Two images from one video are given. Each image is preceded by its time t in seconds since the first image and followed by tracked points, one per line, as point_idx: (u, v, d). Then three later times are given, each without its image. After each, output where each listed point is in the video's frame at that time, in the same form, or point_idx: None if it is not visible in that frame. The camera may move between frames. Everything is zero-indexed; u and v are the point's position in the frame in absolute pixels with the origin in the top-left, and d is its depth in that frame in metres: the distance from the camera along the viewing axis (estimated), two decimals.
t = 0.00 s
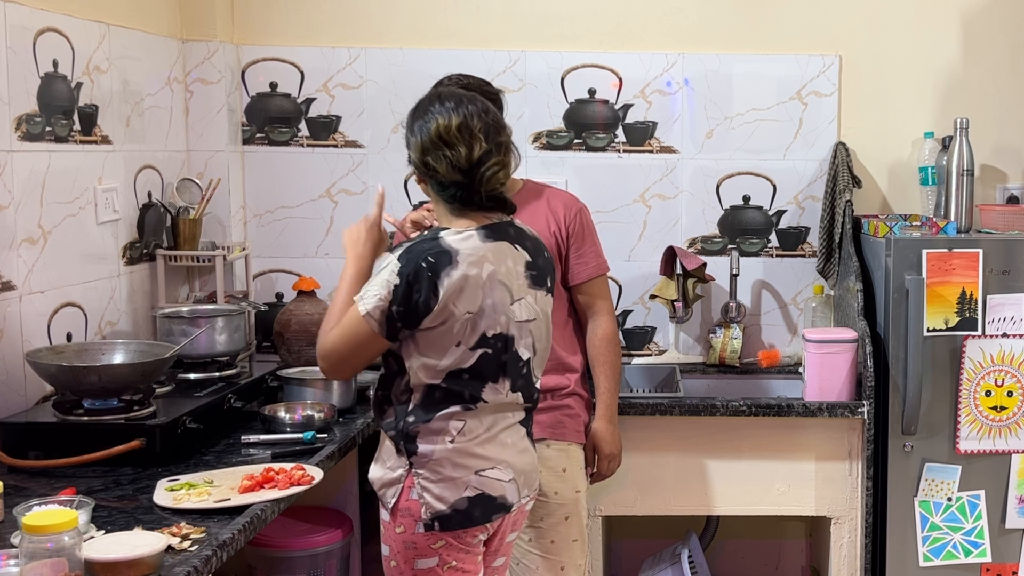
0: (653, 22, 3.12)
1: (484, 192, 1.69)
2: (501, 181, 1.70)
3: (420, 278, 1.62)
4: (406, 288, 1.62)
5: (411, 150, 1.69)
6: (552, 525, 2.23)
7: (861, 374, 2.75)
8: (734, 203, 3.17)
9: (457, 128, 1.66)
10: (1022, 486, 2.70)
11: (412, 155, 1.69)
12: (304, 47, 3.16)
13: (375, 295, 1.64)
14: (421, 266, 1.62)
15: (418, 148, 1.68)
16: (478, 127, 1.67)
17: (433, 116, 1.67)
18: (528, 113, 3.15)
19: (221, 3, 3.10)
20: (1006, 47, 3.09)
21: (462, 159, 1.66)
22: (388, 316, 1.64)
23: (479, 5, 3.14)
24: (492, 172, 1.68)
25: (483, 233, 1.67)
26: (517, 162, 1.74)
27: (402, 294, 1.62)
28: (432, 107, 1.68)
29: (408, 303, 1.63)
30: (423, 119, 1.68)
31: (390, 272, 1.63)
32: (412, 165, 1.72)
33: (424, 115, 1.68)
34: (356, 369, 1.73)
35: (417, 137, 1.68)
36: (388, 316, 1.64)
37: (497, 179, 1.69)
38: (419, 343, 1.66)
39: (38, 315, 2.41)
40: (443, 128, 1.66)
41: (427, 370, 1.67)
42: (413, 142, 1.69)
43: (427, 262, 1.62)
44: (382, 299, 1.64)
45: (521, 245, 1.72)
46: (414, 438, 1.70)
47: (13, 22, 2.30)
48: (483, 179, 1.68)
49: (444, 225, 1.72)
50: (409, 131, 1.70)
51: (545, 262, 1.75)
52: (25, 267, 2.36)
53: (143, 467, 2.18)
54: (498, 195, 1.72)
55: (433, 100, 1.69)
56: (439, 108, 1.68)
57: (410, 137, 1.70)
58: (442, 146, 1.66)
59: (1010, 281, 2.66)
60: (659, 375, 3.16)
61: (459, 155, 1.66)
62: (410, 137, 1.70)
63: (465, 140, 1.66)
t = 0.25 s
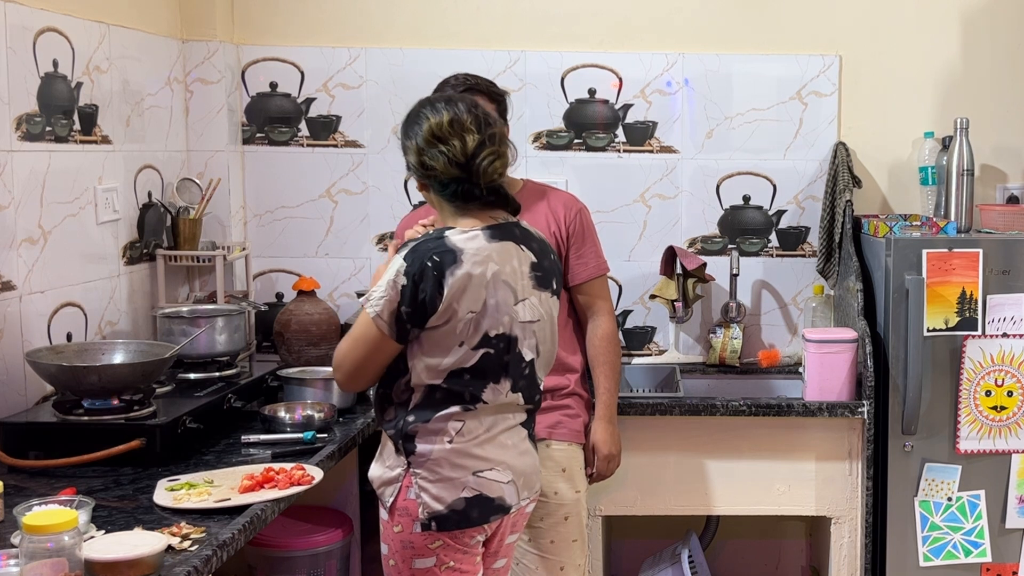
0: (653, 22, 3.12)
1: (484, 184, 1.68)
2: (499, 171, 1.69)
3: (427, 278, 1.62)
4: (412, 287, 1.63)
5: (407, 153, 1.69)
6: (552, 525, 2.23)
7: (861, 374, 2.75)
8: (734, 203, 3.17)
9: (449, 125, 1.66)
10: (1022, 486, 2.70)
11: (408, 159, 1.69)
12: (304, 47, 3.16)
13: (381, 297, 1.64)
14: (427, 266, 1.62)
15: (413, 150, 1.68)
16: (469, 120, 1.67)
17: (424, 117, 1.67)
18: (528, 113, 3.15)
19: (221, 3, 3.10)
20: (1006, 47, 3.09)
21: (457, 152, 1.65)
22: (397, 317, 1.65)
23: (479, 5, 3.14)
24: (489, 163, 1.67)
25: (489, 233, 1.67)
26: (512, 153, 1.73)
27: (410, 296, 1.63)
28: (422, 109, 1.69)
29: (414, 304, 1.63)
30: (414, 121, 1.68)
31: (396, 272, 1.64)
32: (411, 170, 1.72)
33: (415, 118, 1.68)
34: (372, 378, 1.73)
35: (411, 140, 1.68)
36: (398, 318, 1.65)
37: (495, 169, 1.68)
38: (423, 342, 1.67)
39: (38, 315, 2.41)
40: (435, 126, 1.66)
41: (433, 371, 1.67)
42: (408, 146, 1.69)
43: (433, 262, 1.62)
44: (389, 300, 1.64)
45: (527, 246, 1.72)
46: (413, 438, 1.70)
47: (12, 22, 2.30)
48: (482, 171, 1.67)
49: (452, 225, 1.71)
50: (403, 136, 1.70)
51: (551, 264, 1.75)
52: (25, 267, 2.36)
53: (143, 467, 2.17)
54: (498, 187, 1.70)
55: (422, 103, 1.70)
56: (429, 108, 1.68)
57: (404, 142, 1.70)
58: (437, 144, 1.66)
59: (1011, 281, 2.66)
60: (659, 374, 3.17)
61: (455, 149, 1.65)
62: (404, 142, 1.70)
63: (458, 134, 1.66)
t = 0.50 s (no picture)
0: (653, 22, 3.12)
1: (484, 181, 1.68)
2: (498, 166, 1.68)
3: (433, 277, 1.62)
4: (417, 287, 1.62)
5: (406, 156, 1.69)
6: (553, 525, 2.23)
7: (861, 374, 2.75)
8: (734, 203, 3.17)
9: (447, 125, 1.66)
10: (1022, 486, 2.70)
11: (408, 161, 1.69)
12: (304, 47, 3.16)
13: (387, 299, 1.64)
14: (433, 265, 1.62)
15: (413, 152, 1.68)
16: (465, 118, 1.66)
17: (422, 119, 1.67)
18: (528, 113, 3.15)
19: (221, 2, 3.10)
20: (1006, 47, 3.09)
21: (455, 150, 1.65)
22: (404, 319, 1.64)
23: (479, 5, 3.14)
24: (488, 160, 1.67)
25: (493, 232, 1.67)
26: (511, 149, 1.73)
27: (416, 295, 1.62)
28: (420, 112, 1.69)
29: (421, 304, 1.63)
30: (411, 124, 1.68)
31: (401, 272, 1.64)
32: (412, 174, 1.72)
33: (414, 121, 1.69)
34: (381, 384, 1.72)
35: (410, 142, 1.68)
36: (404, 319, 1.64)
37: (494, 165, 1.67)
38: (429, 342, 1.66)
39: (38, 315, 2.41)
40: (433, 127, 1.66)
41: (439, 371, 1.67)
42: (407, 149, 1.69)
43: (438, 262, 1.62)
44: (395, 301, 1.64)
45: (530, 245, 1.72)
46: (417, 439, 1.70)
47: (12, 22, 2.30)
48: (481, 168, 1.67)
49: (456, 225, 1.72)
50: (403, 140, 1.71)
51: (554, 264, 1.75)
52: (25, 267, 2.36)
53: (143, 467, 2.17)
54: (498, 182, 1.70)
55: (420, 107, 1.70)
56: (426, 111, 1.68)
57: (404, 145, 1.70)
58: (435, 144, 1.66)
59: (1011, 281, 2.66)
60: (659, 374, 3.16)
61: (452, 146, 1.65)
62: (404, 145, 1.70)
63: (455, 133, 1.65)
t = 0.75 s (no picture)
0: (653, 22, 3.12)
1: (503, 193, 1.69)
2: (519, 182, 1.71)
3: (428, 274, 1.62)
4: (414, 284, 1.63)
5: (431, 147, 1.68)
6: (553, 525, 2.23)
7: (861, 374, 2.75)
8: (734, 203, 3.17)
9: (484, 129, 1.66)
10: (1022, 486, 2.70)
11: (432, 152, 1.68)
12: (304, 47, 3.16)
13: (382, 293, 1.64)
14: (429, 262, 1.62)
15: (441, 146, 1.66)
16: (502, 129, 1.67)
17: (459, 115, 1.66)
18: (528, 113, 3.15)
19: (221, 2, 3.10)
20: (1006, 47, 3.09)
21: (486, 159, 1.66)
22: (396, 314, 1.65)
23: (479, 5, 3.14)
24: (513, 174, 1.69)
25: (492, 232, 1.67)
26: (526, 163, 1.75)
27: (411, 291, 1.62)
28: (454, 106, 1.67)
29: (416, 300, 1.63)
30: (448, 114, 1.67)
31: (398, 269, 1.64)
32: (428, 163, 1.70)
33: (448, 114, 1.67)
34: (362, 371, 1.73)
35: (439, 134, 1.67)
36: (397, 315, 1.65)
37: (516, 180, 1.70)
38: (426, 340, 1.66)
39: (38, 315, 2.41)
40: (469, 127, 1.65)
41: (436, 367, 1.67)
42: (434, 141, 1.67)
43: (434, 259, 1.62)
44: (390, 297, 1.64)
45: (529, 246, 1.71)
46: (418, 439, 1.70)
47: (12, 22, 2.30)
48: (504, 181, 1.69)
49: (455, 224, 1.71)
50: (430, 128, 1.68)
51: (554, 265, 1.75)
52: (25, 267, 2.36)
53: (143, 467, 2.17)
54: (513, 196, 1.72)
55: (454, 99, 1.68)
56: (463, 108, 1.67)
57: (431, 134, 1.68)
58: (468, 145, 1.65)
59: (1011, 281, 2.66)
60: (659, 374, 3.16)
61: (485, 155, 1.66)
62: (430, 134, 1.68)
63: (491, 141, 1.66)
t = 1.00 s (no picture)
0: (653, 22, 3.12)
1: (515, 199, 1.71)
2: (529, 192, 1.73)
3: (424, 275, 1.62)
4: (410, 285, 1.62)
5: (455, 143, 1.65)
6: (553, 525, 2.23)
7: (861, 374, 2.75)
8: (734, 203, 3.17)
9: (511, 135, 1.66)
10: (1022, 486, 2.70)
11: (456, 148, 1.66)
12: (305, 47, 3.16)
13: (378, 295, 1.64)
14: (424, 264, 1.62)
15: (466, 144, 1.65)
16: (527, 138, 1.69)
17: (489, 116, 1.65)
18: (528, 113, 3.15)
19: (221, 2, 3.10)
20: (1006, 47, 3.09)
21: (509, 166, 1.67)
22: (393, 316, 1.64)
23: (479, 5, 3.14)
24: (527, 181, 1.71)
25: (488, 232, 1.67)
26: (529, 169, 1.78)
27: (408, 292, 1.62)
28: (483, 105, 1.66)
29: (413, 302, 1.62)
30: (479, 114, 1.64)
31: (393, 271, 1.63)
32: (444, 155, 1.67)
33: (476, 112, 1.65)
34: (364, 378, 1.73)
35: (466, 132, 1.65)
36: (394, 317, 1.65)
37: (527, 190, 1.72)
38: (423, 342, 1.66)
39: (38, 315, 2.41)
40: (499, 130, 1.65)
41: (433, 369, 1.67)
42: (460, 136, 1.65)
43: (430, 260, 1.62)
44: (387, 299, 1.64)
45: (525, 246, 1.71)
46: (417, 438, 1.69)
47: (12, 22, 2.30)
48: (518, 188, 1.71)
49: (452, 224, 1.71)
50: (454, 122, 1.66)
51: (549, 264, 1.75)
52: (25, 267, 2.36)
53: (143, 467, 2.17)
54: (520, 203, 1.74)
55: (482, 98, 1.67)
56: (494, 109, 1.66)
57: (455, 128, 1.66)
58: (496, 148, 1.65)
59: (1011, 281, 2.66)
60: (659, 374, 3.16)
61: (509, 162, 1.67)
62: (453, 128, 1.66)
63: (516, 148, 1.67)
